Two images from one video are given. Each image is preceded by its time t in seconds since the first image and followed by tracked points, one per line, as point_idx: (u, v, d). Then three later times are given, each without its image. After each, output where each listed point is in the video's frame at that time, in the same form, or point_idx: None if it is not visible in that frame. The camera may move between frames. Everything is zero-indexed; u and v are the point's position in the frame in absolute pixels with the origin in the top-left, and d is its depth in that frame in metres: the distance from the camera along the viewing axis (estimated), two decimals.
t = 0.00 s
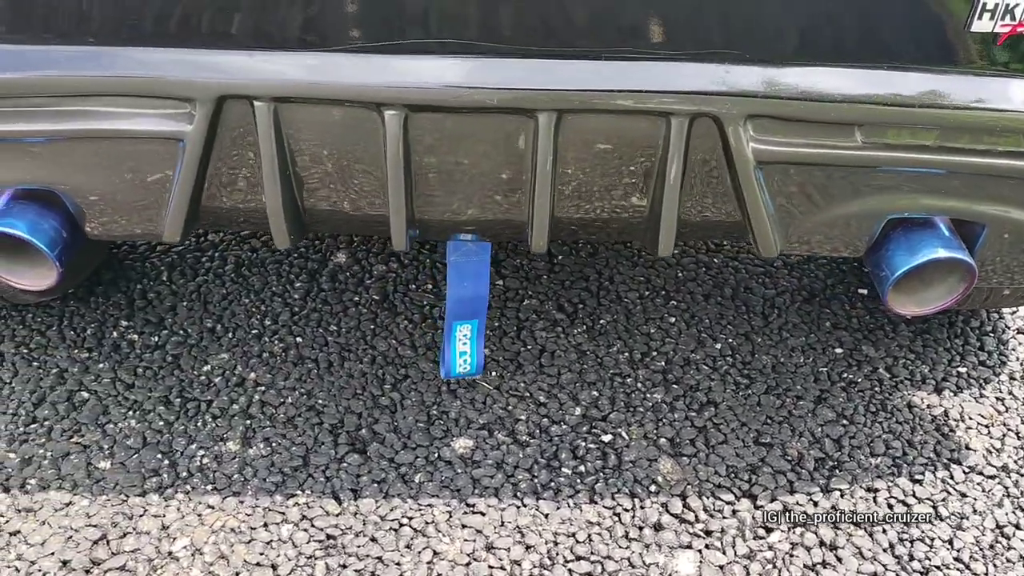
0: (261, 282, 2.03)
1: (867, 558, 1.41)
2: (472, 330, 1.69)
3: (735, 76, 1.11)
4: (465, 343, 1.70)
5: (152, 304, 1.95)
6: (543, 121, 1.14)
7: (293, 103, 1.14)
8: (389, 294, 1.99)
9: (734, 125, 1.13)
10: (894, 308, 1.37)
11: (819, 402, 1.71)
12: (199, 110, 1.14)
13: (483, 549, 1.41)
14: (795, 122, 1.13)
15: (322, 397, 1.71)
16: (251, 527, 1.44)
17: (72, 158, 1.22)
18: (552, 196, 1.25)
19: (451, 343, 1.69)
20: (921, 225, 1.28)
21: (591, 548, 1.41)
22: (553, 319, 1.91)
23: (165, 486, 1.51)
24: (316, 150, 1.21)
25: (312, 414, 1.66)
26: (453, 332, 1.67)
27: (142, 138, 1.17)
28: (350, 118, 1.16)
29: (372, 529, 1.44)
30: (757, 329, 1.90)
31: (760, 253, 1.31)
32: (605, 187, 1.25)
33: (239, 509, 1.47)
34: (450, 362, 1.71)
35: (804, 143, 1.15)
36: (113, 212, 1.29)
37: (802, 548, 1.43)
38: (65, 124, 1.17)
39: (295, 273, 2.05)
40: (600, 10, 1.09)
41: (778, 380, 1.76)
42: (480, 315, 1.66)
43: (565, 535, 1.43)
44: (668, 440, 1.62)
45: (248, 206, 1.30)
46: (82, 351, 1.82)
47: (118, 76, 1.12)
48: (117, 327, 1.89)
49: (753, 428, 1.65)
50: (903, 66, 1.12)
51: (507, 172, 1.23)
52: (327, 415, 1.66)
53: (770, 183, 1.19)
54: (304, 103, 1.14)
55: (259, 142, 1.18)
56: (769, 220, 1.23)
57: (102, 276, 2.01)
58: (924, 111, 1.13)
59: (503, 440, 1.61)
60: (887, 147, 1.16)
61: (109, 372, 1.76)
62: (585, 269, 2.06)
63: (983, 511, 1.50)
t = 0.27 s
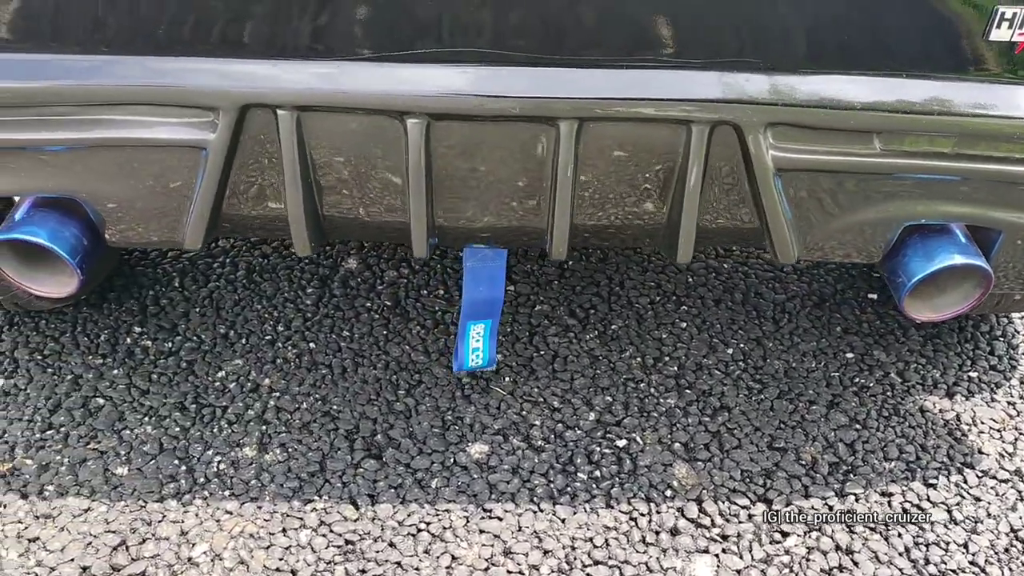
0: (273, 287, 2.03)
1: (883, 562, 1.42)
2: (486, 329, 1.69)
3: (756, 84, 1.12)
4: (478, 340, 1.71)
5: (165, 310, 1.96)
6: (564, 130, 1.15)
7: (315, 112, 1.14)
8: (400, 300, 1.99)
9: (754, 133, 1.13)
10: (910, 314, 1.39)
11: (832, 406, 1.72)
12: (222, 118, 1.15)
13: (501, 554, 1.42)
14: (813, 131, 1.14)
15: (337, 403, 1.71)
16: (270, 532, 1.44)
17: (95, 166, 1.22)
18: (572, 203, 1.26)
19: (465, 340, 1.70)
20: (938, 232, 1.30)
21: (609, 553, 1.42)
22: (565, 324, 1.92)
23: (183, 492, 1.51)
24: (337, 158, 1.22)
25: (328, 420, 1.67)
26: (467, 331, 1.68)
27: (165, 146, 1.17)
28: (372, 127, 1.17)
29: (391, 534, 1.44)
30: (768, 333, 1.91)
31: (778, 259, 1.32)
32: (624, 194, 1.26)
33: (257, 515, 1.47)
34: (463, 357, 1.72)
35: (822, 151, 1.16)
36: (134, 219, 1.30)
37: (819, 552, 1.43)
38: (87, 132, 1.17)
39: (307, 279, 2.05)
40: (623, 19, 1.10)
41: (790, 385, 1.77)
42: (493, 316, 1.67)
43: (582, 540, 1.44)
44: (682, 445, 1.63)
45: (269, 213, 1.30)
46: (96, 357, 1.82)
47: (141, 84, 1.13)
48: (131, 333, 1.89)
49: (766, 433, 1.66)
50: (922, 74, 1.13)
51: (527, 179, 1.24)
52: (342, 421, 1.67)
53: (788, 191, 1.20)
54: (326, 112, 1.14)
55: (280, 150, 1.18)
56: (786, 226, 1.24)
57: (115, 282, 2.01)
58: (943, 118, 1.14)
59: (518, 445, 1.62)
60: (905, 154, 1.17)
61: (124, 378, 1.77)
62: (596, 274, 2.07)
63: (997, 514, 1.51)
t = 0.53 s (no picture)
0: (287, 292, 2.04)
1: (900, 564, 1.43)
2: (498, 317, 1.76)
3: (781, 92, 1.13)
4: (490, 326, 1.78)
5: (180, 314, 1.97)
6: (589, 136, 1.16)
7: (341, 120, 1.15)
8: (414, 304, 2.00)
9: (777, 140, 1.15)
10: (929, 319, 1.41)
11: (846, 410, 1.73)
12: (249, 126, 1.15)
13: (522, 556, 1.43)
14: (835, 137, 1.15)
15: (354, 407, 1.72)
16: (291, 536, 1.45)
17: (121, 171, 1.23)
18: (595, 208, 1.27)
19: (478, 326, 1.77)
20: (956, 237, 1.32)
21: (628, 555, 1.43)
22: (579, 328, 1.93)
23: (204, 496, 1.52)
24: (362, 164, 1.23)
25: (345, 424, 1.68)
26: (481, 319, 1.75)
27: (192, 152, 1.18)
28: (398, 134, 1.17)
29: (411, 537, 1.45)
30: (781, 337, 1.92)
31: (797, 264, 1.33)
32: (646, 199, 1.27)
33: (278, 518, 1.49)
34: (475, 339, 1.80)
35: (842, 157, 1.17)
36: (158, 224, 1.30)
37: (837, 555, 1.44)
38: (114, 139, 1.18)
39: (321, 283, 2.06)
40: (649, 27, 1.11)
41: (804, 388, 1.78)
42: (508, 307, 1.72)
43: (601, 543, 1.45)
44: (698, 448, 1.64)
45: (292, 219, 1.31)
46: (113, 361, 1.83)
47: (167, 92, 1.13)
48: (147, 337, 1.90)
49: (782, 436, 1.67)
50: (945, 82, 1.14)
51: (550, 184, 1.25)
52: (360, 425, 1.68)
53: (807, 199, 1.22)
54: (353, 118, 1.15)
55: (307, 157, 1.19)
56: (807, 230, 1.26)
57: (129, 287, 2.02)
58: (964, 125, 1.15)
59: (535, 449, 1.63)
60: (925, 160, 1.18)
61: (142, 383, 1.78)
62: (608, 279, 2.08)
63: (1013, 517, 1.52)
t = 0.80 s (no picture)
0: (303, 291, 2.05)
1: (919, 560, 1.45)
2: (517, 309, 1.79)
3: (807, 91, 1.14)
4: (508, 314, 1.83)
5: (198, 313, 1.98)
6: (616, 135, 1.17)
7: (372, 118, 1.16)
8: (431, 303, 2.01)
9: (802, 139, 1.17)
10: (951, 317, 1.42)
11: (862, 407, 1.75)
12: (280, 125, 1.16)
13: (544, 552, 1.44)
14: (860, 136, 1.17)
15: (374, 405, 1.73)
16: (315, 532, 1.46)
17: (150, 170, 1.24)
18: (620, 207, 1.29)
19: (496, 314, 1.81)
20: (976, 234, 1.34)
21: (650, 551, 1.44)
22: (594, 327, 1.94)
23: (227, 493, 1.53)
24: (390, 163, 1.24)
25: (365, 421, 1.69)
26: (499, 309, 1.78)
27: (223, 151, 1.19)
28: (428, 132, 1.19)
29: (434, 533, 1.47)
30: (796, 336, 1.93)
31: (820, 262, 1.35)
32: (671, 197, 1.28)
33: (302, 514, 1.50)
34: (493, 326, 1.85)
35: (866, 155, 1.19)
36: (187, 223, 1.31)
37: (856, 551, 1.46)
38: (146, 137, 1.19)
39: (337, 283, 2.07)
40: (677, 27, 1.12)
41: (820, 386, 1.79)
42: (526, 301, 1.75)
43: (623, 539, 1.46)
44: (716, 445, 1.65)
45: (319, 218, 1.32)
46: (132, 360, 1.84)
47: (200, 92, 1.14)
48: (166, 336, 1.91)
49: (799, 434, 1.68)
50: (969, 81, 1.16)
51: (576, 182, 1.26)
52: (380, 422, 1.69)
53: (831, 197, 1.24)
54: (384, 117, 1.17)
55: (337, 155, 1.21)
56: (831, 229, 1.27)
57: (146, 286, 2.03)
58: (987, 124, 1.16)
59: (554, 446, 1.64)
60: (947, 158, 1.20)
61: (162, 381, 1.79)
62: (622, 278, 2.09)
63: None
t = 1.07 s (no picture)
0: (319, 287, 2.06)
1: (936, 551, 1.47)
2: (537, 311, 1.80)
3: (832, 87, 1.16)
4: (528, 318, 1.83)
5: (215, 309, 1.99)
6: (644, 130, 1.19)
7: (403, 113, 1.18)
8: (446, 299, 2.02)
9: (826, 134, 1.18)
10: (971, 312, 1.44)
11: (876, 402, 1.77)
12: (312, 120, 1.18)
13: (566, 543, 1.45)
14: (881, 130, 1.19)
15: (393, 399, 1.74)
16: (339, 523, 1.48)
17: (181, 165, 1.25)
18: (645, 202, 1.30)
19: (517, 318, 1.82)
20: (992, 228, 1.36)
21: (671, 542, 1.46)
22: (609, 323, 1.96)
23: (250, 485, 1.55)
24: (418, 158, 1.25)
25: (385, 415, 1.70)
26: (521, 311, 1.79)
27: (255, 146, 1.21)
28: (456, 127, 1.20)
29: (457, 525, 1.48)
30: (808, 332, 1.95)
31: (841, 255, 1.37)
32: (694, 192, 1.30)
33: (325, 506, 1.51)
34: (513, 332, 1.84)
35: (887, 150, 1.21)
36: (215, 217, 1.33)
37: (874, 542, 1.48)
38: (179, 132, 1.20)
39: (352, 279, 2.08)
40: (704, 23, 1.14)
41: (833, 381, 1.81)
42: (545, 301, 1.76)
43: (644, 530, 1.48)
44: (733, 438, 1.67)
45: (346, 212, 1.34)
46: (151, 355, 1.85)
47: (234, 87, 1.16)
48: (184, 332, 1.92)
49: (814, 427, 1.70)
50: (990, 78, 1.18)
51: (602, 177, 1.27)
52: (399, 416, 1.70)
53: (853, 191, 1.26)
54: (414, 112, 1.18)
55: (367, 150, 1.22)
56: (852, 223, 1.30)
57: (163, 282, 2.04)
58: (1006, 119, 1.18)
59: (573, 440, 1.65)
60: (966, 153, 1.22)
61: (182, 376, 1.80)
62: (635, 275, 2.11)
63: None
